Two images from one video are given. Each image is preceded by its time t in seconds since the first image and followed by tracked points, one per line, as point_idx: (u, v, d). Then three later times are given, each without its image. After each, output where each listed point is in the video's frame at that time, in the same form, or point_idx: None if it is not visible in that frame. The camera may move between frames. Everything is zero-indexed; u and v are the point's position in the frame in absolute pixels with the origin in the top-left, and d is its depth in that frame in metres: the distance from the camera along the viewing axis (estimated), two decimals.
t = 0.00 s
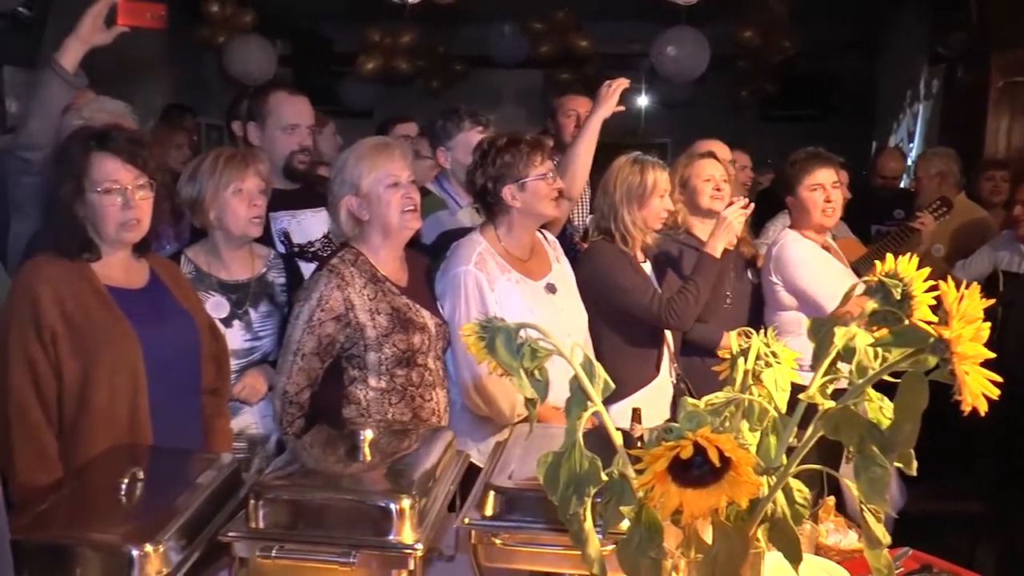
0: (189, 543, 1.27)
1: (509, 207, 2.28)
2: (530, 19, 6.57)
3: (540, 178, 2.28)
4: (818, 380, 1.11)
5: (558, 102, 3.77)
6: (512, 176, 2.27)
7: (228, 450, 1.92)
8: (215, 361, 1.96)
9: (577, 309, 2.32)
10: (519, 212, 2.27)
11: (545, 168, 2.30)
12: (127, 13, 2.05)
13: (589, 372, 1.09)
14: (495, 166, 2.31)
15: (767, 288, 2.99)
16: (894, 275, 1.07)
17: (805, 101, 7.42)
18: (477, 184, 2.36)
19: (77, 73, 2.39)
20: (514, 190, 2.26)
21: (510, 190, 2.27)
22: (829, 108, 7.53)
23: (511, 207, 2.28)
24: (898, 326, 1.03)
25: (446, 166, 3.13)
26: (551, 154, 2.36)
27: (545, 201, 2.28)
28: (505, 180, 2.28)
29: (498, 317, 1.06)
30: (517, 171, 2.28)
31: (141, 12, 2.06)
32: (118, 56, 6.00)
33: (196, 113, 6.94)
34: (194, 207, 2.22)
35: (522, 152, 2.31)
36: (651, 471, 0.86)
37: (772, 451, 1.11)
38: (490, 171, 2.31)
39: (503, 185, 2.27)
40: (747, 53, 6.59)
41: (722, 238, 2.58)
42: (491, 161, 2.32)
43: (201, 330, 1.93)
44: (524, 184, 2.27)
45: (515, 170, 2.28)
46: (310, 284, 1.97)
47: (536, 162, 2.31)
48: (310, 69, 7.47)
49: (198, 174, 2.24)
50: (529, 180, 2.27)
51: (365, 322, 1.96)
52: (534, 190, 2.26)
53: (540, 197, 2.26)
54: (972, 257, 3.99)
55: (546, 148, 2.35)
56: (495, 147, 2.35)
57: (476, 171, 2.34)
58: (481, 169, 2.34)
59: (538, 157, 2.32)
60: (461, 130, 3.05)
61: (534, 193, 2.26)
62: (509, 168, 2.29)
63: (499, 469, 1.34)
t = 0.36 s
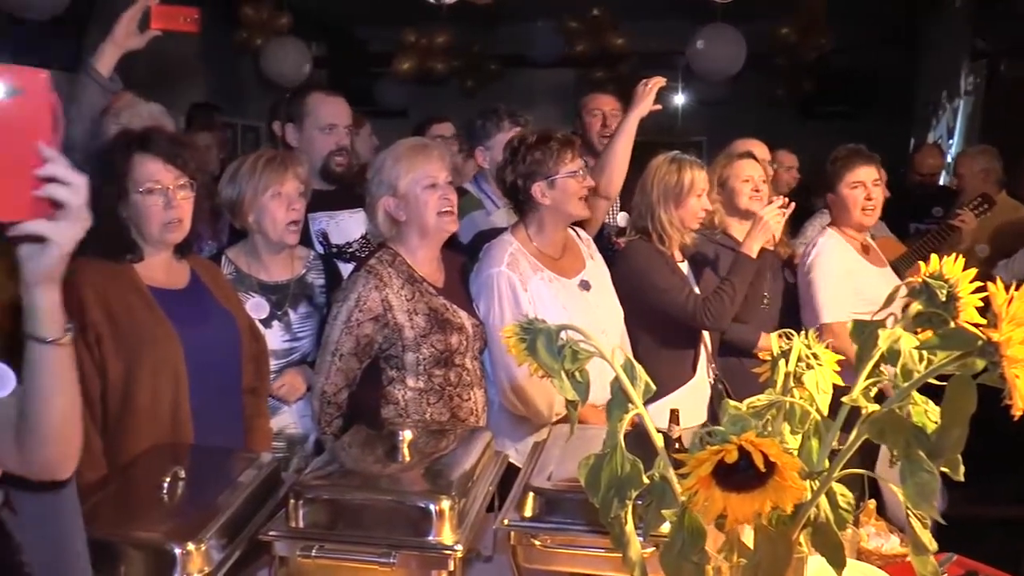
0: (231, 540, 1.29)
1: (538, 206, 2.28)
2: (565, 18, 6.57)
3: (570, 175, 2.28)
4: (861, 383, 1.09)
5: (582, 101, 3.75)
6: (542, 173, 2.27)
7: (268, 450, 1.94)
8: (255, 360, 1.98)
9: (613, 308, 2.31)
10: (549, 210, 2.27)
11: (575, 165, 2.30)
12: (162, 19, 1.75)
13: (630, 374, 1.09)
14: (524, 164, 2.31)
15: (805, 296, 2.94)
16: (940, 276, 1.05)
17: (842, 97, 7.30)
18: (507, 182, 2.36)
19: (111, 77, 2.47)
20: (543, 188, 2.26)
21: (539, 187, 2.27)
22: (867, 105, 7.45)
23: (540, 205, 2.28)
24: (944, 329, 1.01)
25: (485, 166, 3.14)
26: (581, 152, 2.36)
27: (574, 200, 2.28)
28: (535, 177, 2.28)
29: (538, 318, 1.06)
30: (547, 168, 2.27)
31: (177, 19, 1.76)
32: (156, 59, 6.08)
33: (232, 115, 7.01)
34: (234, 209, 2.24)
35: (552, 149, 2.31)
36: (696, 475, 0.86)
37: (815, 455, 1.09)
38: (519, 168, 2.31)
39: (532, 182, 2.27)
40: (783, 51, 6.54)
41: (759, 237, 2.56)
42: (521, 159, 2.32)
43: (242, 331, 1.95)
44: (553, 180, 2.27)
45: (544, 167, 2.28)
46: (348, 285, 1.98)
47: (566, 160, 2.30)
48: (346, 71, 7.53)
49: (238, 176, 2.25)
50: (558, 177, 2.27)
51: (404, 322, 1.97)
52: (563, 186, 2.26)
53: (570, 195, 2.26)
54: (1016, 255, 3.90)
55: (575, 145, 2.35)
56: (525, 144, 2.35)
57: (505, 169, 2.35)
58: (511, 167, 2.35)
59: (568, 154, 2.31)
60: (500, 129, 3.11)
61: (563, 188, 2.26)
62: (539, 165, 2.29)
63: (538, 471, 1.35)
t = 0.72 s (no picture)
0: (269, 541, 1.30)
1: (572, 210, 2.29)
2: (599, 20, 6.56)
3: (601, 178, 2.27)
4: (902, 392, 1.08)
5: (617, 104, 3.76)
6: (573, 176, 2.27)
7: (303, 451, 1.94)
8: (291, 361, 1.98)
9: (650, 313, 2.31)
10: (582, 214, 2.27)
11: (608, 167, 2.29)
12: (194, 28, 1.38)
13: (668, 380, 1.09)
14: (556, 167, 2.31)
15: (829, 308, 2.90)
16: (983, 283, 1.03)
17: (880, 99, 7.34)
18: (542, 187, 2.38)
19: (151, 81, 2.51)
20: (575, 191, 2.26)
21: (570, 191, 2.27)
22: (905, 106, 7.36)
23: (573, 209, 2.28)
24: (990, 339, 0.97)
25: (521, 170, 3.15)
26: (617, 155, 2.35)
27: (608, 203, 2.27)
28: (566, 180, 2.29)
29: (577, 324, 1.07)
30: (578, 172, 2.27)
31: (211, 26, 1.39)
32: (194, 63, 6.15)
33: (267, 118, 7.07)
34: (272, 212, 2.26)
35: (583, 152, 2.30)
36: (738, 484, 0.86)
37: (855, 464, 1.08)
38: (553, 172, 2.32)
39: (563, 186, 2.28)
40: (819, 52, 6.48)
41: (791, 241, 2.54)
42: (553, 163, 2.34)
43: (280, 333, 1.96)
44: (584, 184, 2.26)
45: (574, 171, 2.28)
46: (383, 288, 2.00)
47: (600, 162, 2.29)
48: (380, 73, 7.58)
49: (275, 179, 2.28)
50: (590, 180, 2.26)
51: (439, 325, 1.98)
52: (595, 190, 2.25)
53: (603, 198, 2.25)
54: None
55: (611, 149, 2.34)
56: (558, 148, 2.36)
57: (540, 174, 2.37)
58: (545, 171, 2.36)
59: (601, 157, 2.31)
60: (537, 133, 3.11)
61: (595, 192, 2.25)
62: (570, 170, 2.29)
63: (574, 476, 1.35)
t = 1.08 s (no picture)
0: (305, 543, 1.30)
1: (615, 213, 2.29)
2: (633, 24, 6.56)
3: (649, 184, 2.27)
4: (942, 403, 1.05)
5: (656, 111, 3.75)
6: (621, 180, 2.27)
7: (338, 454, 1.95)
8: (324, 365, 1.99)
9: (686, 318, 2.30)
10: (625, 218, 2.28)
11: (655, 174, 2.29)
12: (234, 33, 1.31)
13: (704, 388, 1.09)
14: (603, 170, 2.32)
15: (864, 316, 2.88)
16: None
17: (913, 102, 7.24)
18: (585, 188, 2.37)
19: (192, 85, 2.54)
20: (622, 195, 2.27)
21: (617, 195, 2.27)
22: (941, 111, 7.30)
23: (616, 212, 2.28)
24: None
25: (557, 176, 3.15)
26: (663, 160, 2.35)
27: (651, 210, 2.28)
28: (613, 184, 2.29)
29: (614, 332, 1.08)
30: (627, 176, 2.28)
31: (250, 33, 1.32)
32: (229, 68, 6.23)
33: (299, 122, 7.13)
34: (308, 217, 2.28)
35: (632, 157, 2.30)
36: (777, 495, 0.87)
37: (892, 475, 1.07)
38: (599, 174, 2.33)
39: (610, 189, 2.28)
40: (853, 55, 6.44)
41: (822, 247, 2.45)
42: (602, 165, 2.34)
43: (315, 336, 1.98)
44: (632, 188, 2.26)
45: (623, 175, 2.28)
46: (419, 293, 2.05)
47: (648, 167, 2.30)
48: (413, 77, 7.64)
49: (312, 184, 2.29)
50: (637, 185, 2.26)
51: (474, 331, 2.02)
52: (641, 195, 2.25)
53: (647, 204, 2.26)
54: None
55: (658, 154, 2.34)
56: (606, 150, 2.36)
57: (584, 174, 2.37)
58: (591, 173, 2.36)
59: (648, 162, 2.31)
60: (573, 139, 3.11)
61: (640, 198, 2.26)
62: (618, 172, 2.30)
63: (607, 484, 1.37)
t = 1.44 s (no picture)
0: (330, 548, 1.31)
1: (641, 218, 2.29)
2: (658, 30, 6.57)
3: (674, 188, 2.27)
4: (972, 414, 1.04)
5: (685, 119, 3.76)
6: (647, 185, 2.27)
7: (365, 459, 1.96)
8: (351, 371, 2.01)
9: (711, 325, 2.29)
10: (652, 223, 2.27)
11: (680, 178, 2.29)
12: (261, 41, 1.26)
13: (730, 397, 1.08)
14: (629, 175, 2.32)
15: (891, 324, 2.86)
16: None
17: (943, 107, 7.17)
18: (612, 195, 2.37)
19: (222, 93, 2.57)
20: (648, 199, 2.26)
21: (644, 199, 2.27)
22: (970, 115, 7.25)
23: (642, 217, 2.28)
24: None
25: (583, 182, 3.16)
26: (689, 165, 2.35)
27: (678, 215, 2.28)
28: (639, 189, 2.29)
29: (640, 340, 1.09)
30: (653, 180, 2.28)
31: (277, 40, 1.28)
32: (257, 74, 6.30)
33: (325, 127, 7.18)
34: (336, 223, 2.30)
35: (658, 161, 2.30)
36: (804, 506, 0.87)
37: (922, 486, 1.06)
38: (625, 180, 2.32)
39: (636, 194, 2.28)
40: (880, 60, 6.40)
41: (846, 254, 2.43)
42: (627, 171, 2.33)
43: (341, 341, 2.00)
44: (658, 193, 2.26)
45: (649, 179, 2.28)
46: (447, 299, 2.07)
47: (672, 171, 2.29)
48: (439, 83, 7.69)
49: (339, 191, 2.31)
50: (664, 190, 2.26)
51: (502, 337, 2.04)
52: (668, 200, 2.25)
53: (673, 208, 2.25)
54: None
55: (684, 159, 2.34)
56: (631, 156, 2.37)
57: (611, 181, 2.37)
58: (617, 179, 2.36)
59: (673, 167, 2.31)
60: (599, 146, 3.12)
61: (667, 202, 2.25)
62: (644, 178, 2.29)
63: (633, 492, 1.38)
